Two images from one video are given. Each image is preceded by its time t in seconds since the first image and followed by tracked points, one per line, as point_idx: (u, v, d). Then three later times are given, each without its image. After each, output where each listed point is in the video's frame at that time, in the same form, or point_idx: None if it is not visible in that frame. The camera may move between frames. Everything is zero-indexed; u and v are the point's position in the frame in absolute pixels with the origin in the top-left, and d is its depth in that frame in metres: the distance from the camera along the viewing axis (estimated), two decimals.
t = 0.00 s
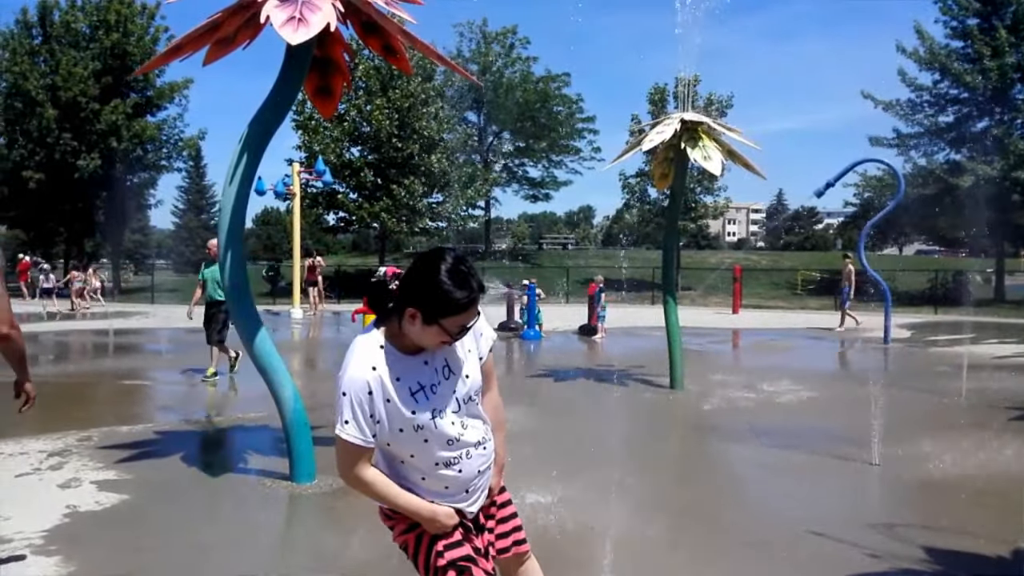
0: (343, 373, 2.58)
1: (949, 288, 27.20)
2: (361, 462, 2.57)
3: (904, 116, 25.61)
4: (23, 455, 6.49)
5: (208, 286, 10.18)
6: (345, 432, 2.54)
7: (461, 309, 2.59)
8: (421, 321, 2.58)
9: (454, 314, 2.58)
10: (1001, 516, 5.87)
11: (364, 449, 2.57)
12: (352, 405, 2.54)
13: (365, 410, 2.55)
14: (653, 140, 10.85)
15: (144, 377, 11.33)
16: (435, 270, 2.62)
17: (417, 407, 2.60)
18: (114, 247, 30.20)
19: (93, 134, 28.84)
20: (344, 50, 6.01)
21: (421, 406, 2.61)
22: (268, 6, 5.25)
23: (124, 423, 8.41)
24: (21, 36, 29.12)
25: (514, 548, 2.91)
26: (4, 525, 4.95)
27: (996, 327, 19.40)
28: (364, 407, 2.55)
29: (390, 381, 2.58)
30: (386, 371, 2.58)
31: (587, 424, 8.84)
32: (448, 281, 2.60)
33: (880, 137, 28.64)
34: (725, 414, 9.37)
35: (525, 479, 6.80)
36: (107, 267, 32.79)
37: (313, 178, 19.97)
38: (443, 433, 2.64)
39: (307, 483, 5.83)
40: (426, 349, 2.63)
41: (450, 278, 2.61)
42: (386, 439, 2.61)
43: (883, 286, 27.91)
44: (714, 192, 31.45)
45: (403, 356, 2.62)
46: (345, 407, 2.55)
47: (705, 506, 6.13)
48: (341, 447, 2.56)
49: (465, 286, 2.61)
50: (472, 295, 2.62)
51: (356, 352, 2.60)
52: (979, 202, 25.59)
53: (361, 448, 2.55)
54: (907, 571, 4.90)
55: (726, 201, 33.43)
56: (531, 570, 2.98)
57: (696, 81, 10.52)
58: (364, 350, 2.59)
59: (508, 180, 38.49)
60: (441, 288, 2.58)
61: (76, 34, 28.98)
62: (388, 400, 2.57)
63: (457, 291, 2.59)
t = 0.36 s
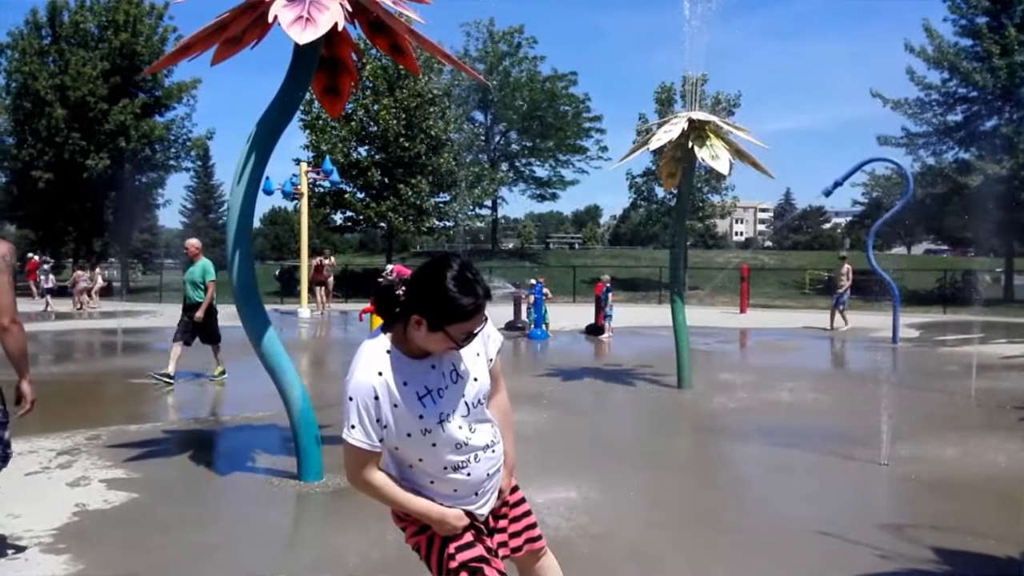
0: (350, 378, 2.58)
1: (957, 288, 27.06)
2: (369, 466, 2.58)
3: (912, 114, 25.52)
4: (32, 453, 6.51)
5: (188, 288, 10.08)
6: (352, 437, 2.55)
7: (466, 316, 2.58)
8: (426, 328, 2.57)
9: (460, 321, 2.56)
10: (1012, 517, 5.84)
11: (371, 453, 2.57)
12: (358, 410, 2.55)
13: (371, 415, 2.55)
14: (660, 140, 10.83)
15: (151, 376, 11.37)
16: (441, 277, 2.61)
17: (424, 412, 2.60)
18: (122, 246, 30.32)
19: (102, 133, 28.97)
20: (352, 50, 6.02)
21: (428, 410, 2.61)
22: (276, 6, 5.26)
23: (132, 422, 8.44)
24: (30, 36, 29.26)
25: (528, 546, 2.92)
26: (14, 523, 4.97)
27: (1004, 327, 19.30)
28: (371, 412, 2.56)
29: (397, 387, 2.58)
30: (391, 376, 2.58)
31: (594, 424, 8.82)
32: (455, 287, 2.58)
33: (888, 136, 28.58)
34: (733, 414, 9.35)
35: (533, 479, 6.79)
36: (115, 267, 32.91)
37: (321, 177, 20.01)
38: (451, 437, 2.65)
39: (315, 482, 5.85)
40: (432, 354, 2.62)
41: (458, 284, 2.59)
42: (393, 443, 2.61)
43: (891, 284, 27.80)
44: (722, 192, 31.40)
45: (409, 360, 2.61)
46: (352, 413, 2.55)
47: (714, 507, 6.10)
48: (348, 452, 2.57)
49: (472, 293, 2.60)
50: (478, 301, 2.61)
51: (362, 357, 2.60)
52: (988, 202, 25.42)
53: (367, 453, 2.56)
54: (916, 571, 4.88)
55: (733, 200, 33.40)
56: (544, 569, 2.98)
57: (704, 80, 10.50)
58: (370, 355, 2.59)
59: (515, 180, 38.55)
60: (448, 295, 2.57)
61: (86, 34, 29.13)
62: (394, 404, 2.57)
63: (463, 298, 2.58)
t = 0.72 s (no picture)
0: (355, 376, 2.60)
1: (965, 287, 26.94)
2: (374, 465, 2.59)
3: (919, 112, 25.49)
4: (40, 452, 6.54)
5: (162, 285, 9.87)
6: (359, 436, 2.57)
7: (454, 308, 2.57)
8: (416, 320, 2.59)
9: (446, 312, 2.56)
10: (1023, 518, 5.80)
11: (377, 452, 2.60)
12: (363, 410, 2.57)
13: (377, 414, 2.58)
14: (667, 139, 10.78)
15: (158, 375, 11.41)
16: (434, 270, 2.62)
17: (429, 411, 2.61)
18: (129, 246, 30.41)
19: (109, 133, 29.04)
20: (358, 50, 6.03)
21: (434, 410, 2.62)
22: (282, 6, 5.27)
23: (139, 421, 8.48)
24: (38, 37, 29.33)
25: (535, 541, 2.93)
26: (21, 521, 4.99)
27: (1012, 327, 19.22)
28: (377, 410, 2.57)
29: (402, 386, 2.59)
30: (397, 376, 2.60)
31: (601, 424, 8.81)
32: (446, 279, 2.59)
33: (895, 136, 28.54)
34: (740, 413, 9.33)
35: (539, 479, 6.79)
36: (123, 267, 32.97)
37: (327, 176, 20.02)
38: (457, 435, 2.65)
39: (320, 481, 5.85)
40: (436, 355, 2.62)
41: (449, 277, 2.60)
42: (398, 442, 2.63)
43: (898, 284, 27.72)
44: (728, 191, 31.35)
45: (413, 359, 2.62)
46: (357, 411, 2.57)
47: (722, 507, 6.08)
48: (355, 450, 2.59)
49: (463, 286, 2.60)
50: (470, 294, 2.61)
51: (368, 356, 2.62)
52: (996, 201, 25.29)
53: (372, 451, 2.58)
54: (923, 572, 4.86)
55: (739, 199, 33.36)
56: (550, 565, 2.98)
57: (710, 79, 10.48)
58: (374, 355, 2.61)
59: (521, 180, 38.59)
60: (439, 286, 2.57)
61: (93, 35, 29.23)
62: (400, 404, 2.59)
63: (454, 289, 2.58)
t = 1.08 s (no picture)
0: (363, 365, 2.66)
1: (975, 286, 26.82)
2: (379, 453, 2.65)
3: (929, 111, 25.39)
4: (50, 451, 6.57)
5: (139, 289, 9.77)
6: (365, 424, 2.63)
7: (438, 277, 2.64)
8: (406, 289, 2.69)
9: (429, 279, 2.64)
10: None
11: (383, 440, 2.65)
12: (370, 398, 2.62)
13: (383, 403, 2.62)
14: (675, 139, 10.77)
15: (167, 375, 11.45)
16: (430, 244, 2.75)
17: (435, 402, 2.65)
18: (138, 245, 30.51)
19: (118, 133, 29.13)
20: (366, 50, 6.05)
21: (441, 401, 2.66)
22: (291, 7, 5.28)
23: (148, 420, 8.51)
24: (47, 37, 29.44)
25: (542, 535, 2.95)
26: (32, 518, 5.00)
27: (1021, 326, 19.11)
28: (382, 399, 2.63)
29: (408, 377, 2.64)
30: (403, 366, 2.64)
31: (610, 424, 8.80)
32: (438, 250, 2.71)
33: (904, 135, 28.44)
34: (747, 413, 9.31)
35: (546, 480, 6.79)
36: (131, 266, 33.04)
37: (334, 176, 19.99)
38: (463, 428, 2.69)
39: (328, 480, 5.87)
40: (440, 345, 2.67)
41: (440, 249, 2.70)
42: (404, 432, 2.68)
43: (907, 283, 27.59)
44: (736, 190, 31.25)
45: (418, 349, 2.68)
46: (363, 400, 2.63)
47: (730, 508, 6.08)
48: (362, 439, 2.66)
49: (452, 260, 2.69)
50: (459, 268, 2.68)
51: (375, 347, 2.67)
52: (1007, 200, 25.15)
53: (378, 439, 2.63)
54: (932, 572, 4.84)
55: (748, 198, 33.30)
56: (558, 560, 2.99)
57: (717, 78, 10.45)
58: (381, 344, 2.67)
59: (528, 179, 38.56)
60: (429, 257, 2.69)
61: (102, 35, 29.36)
62: (404, 395, 2.64)
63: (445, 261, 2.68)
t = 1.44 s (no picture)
0: (384, 361, 2.68)
1: (997, 286, 26.53)
2: (401, 448, 2.67)
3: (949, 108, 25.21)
4: (73, 447, 6.61)
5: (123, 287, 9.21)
6: (386, 421, 2.65)
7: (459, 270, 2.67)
8: (427, 284, 2.71)
9: (451, 271, 2.67)
10: None
11: (405, 437, 2.67)
12: (392, 395, 2.64)
13: (404, 400, 2.64)
14: (693, 136, 10.71)
15: (188, 373, 11.55)
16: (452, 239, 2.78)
17: (456, 399, 2.66)
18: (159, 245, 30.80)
19: (138, 133, 29.37)
20: (385, 49, 6.07)
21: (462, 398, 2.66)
22: (311, 6, 5.30)
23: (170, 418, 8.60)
24: (69, 38, 29.75)
25: (567, 530, 2.95)
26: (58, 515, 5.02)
27: None
28: (403, 396, 2.64)
29: (429, 373, 2.65)
30: (424, 363, 2.66)
31: (629, 423, 8.78)
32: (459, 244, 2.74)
33: (924, 133, 28.22)
34: (766, 413, 9.28)
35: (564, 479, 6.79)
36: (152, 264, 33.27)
37: (351, 175, 20.02)
38: (483, 425, 2.70)
39: (348, 479, 5.89)
40: (462, 341, 2.68)
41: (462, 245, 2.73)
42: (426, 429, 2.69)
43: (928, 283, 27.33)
44: (754, 189, 31.08)
45: (438, 345, 2.68)
46: (384, 397, 2.64)
47: (750, 508, 6.04)
48: (383, 435, 2.68)
49: (473, 253, 2.71)
50: (479, 261, 2.70)
51: (396, 343, 2.69)
52: None
53: (400, 435, 2.66)
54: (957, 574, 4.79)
55: (766, 198, 33.15)
56: (582, 555, 3.01)
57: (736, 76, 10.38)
58: (402, 341, 2.68)
59: (545, 178, 38.54)
60: (450, 251, 2.71)
61: (122, 36, 29.65)
62: (426, 391, 2.65)
63: (465, 255, 2.70)
